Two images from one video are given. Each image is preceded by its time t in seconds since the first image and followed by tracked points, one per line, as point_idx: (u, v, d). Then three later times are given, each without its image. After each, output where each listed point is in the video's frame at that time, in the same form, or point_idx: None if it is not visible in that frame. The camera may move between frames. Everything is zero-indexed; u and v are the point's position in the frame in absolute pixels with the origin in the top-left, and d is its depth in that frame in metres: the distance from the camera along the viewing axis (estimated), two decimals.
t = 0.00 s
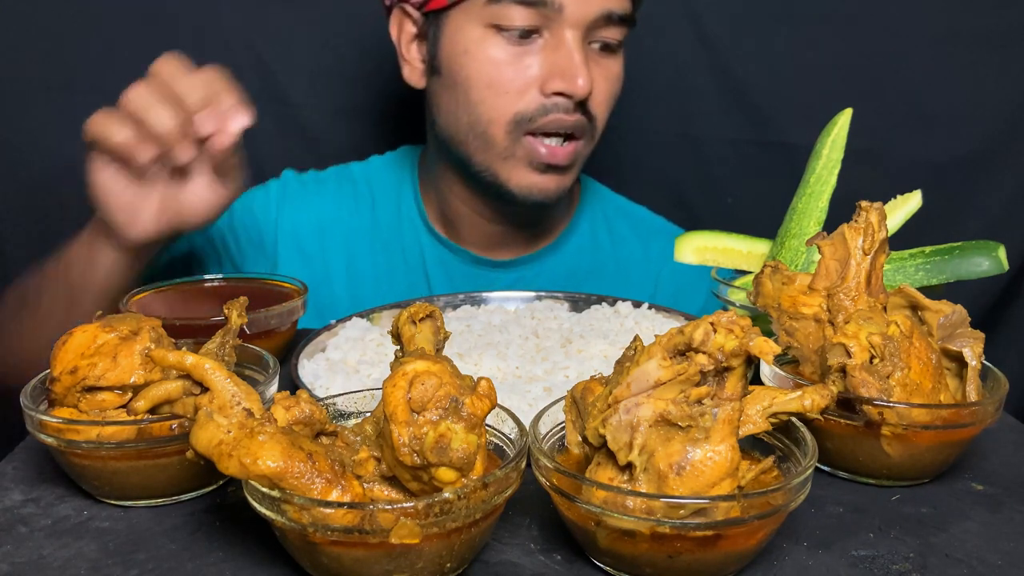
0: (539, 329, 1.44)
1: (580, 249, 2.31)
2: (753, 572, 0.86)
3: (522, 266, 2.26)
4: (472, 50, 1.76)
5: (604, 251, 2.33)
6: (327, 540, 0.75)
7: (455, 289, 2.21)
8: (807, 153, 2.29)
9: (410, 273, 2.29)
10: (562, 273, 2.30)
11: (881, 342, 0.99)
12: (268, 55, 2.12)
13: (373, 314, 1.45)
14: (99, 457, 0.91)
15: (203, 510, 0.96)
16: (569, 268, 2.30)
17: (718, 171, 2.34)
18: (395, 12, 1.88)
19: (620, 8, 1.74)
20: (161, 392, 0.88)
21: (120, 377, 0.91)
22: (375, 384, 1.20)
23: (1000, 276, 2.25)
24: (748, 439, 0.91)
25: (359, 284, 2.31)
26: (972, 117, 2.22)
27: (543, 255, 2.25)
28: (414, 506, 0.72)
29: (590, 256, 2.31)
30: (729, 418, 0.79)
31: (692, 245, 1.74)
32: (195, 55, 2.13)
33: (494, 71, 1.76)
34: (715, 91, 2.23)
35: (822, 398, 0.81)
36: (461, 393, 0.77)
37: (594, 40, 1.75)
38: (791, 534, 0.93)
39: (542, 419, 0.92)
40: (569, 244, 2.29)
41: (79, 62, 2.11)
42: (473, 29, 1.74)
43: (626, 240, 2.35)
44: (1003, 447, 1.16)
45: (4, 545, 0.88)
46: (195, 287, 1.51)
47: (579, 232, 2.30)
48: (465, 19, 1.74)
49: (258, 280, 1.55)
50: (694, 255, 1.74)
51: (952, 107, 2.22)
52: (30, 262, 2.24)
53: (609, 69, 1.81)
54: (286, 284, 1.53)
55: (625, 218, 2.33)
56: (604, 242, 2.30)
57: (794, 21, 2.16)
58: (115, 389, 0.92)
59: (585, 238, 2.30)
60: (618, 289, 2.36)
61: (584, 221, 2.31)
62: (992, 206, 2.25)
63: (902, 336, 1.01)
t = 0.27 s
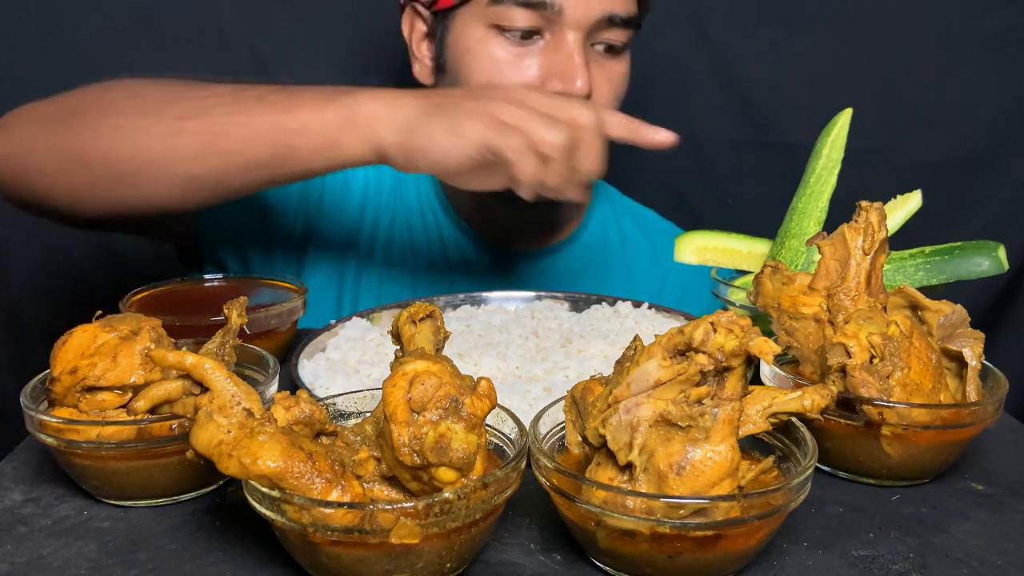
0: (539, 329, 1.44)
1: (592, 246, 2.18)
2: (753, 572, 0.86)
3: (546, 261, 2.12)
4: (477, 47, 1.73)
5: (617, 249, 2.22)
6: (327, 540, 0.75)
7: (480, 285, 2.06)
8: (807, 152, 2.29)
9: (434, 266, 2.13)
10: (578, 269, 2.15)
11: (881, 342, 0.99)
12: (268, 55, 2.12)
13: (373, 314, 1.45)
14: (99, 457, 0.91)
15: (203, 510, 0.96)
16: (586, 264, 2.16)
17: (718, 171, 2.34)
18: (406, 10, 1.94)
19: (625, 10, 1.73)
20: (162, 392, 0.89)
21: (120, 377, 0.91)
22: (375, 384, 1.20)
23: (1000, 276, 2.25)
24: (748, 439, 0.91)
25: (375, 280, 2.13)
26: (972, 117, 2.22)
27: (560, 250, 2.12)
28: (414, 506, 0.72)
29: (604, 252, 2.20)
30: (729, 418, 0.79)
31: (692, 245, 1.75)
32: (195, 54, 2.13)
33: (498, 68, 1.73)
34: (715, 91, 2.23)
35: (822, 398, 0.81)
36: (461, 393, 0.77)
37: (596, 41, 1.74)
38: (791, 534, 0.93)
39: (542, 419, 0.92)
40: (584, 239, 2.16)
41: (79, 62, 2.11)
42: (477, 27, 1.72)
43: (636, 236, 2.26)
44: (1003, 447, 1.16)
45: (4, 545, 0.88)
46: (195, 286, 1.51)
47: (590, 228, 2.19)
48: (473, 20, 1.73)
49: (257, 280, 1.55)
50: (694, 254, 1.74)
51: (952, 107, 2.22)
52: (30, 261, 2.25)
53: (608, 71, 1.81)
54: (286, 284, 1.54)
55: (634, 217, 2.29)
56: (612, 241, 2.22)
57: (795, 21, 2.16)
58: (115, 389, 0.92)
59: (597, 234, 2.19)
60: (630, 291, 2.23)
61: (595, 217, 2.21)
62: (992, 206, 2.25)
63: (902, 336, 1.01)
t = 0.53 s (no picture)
0: (539, 329, 1.44)
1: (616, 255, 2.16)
2: (753, 572, 0.86)
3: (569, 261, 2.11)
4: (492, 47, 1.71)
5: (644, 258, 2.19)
6: (327, 540, 0.75)
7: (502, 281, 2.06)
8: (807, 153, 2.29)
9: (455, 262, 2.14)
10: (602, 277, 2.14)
11: (881, 342, 0.99)
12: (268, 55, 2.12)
13: (373, 314, 1.45)
14: (99, 457, 0.91)
15: (203, 510, 0.96)
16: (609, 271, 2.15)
17: (718, 172, 2.34)
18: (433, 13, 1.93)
19: (641, 6, 1.72)
20: (162, 392, 0.89)
21: (120, 377, 0.91)
22: (376, 384, 1.20)
23: (1000, 276, 2.25)
24: (748, 439, 0.91)
25: (393, 276, 2.13)
26: (972, 117, 2.22)
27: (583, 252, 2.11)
28: (414, 506, 0.72)
29: (629, 261, 2.18)
30: (729, 418, 0.79)
31: (692, 245, 1.75)
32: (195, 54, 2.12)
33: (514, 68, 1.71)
34: (715, 91, 2.23)
35: (822, 398, 0.81)
36: (461, 393, 0.77)
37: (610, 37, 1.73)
38: (790, 534, 0.93)
39: (542, 418, 0.92)
40: (608, 248, 2.15)
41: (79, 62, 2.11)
42: (491, 27, 1.72)
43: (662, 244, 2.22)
44: (1003, 447, 1.16)
45: (4, 546, 0.88)
46: (195, 286, 1.52)
47: (615, 235, 2.17)
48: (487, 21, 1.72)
49: (257, 280, 1.55)
50: (694, 254, 1.75)
51: (952, 107, 2.22)
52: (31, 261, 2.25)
53: (624, 67, 1.80)
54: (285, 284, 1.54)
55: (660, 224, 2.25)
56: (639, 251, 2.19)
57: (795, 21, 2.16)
58: (115, 389, 0.92)
59: (622, 242, 2.17)
60: (655, 299, 2.20)
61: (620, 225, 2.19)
62: (992, 206, 2.25)
63: (901, 336, 1.01)
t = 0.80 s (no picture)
0: (539, 329, 1.44)
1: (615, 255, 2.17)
2: (753, 572, 0.86)
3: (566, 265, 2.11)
4: (477, 47, 1.76)
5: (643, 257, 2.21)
6: (327, 540, 0.75)
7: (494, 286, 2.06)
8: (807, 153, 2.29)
9: (448, 266, 2.14)
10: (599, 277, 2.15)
11: (880, 342, 0.99)
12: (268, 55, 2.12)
13: (373, 314, 1.45)
14: (99, 457, 0.91)
15: (203, 510, 0.96)
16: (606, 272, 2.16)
17: (718, 172, 2.34)
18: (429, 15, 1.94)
19: (627, 5, 1.67)
20: (162, 392, 0.89)
21: (120, 377, 0.91)
22: (376, 384, 1.20)
23: (1000, 276, 2.25)
24: (748, 439, 0.91)
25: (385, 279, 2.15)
26: (972, 117, 2.22)
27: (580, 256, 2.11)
28: (414, 506, 0.72)
29: (627, 261, 2.19)
30: (729, 418, 0.79)
31: (692, 245, 1.75)
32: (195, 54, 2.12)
33: (497, 66, 1.75)
34: (715, 91, 2.23)
35: (822, 398, 0.81)
36: (461, 393, 0.77)
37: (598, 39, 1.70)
38: (790, 534, 0.93)
39: (542, 419, 0.92)
40: (607, 248, 2.16)
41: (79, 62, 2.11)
42: (475, 26, 1.75)
43: (661, 242, 2.22)
44: (1003, 447, 1.16)
45: (4, 545, 0.88)
46: (195, 287, 1.51)
47: (615, 235, 2.18)
48: (474, 21, 1.75)
49: (257, 280, 1.55)
50: (694, 254, 1.74)
51: (952, 107, 2.22)
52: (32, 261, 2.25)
53: (611, 68, 1.76)
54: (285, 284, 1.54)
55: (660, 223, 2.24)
56: (638, 251, 2.20)
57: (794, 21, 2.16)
58: (115, 389, 0.92)
59: (622, 241, 2.18)
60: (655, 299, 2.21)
61: (620, 225, 2.19)
62: (992, 206, 2.25)
63: (901, 336, 1.01)
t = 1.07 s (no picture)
0: (539, 329, 1.44)
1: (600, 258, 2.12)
2: (753, 572, 0.86)
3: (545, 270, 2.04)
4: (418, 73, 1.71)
5: (632, 259, 2.15)
6: (327, 540, 0.75)
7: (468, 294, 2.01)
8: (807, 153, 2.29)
9: (424, 274, 2.11)
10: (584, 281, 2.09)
11: (881, 342, 0.99)
12: (268, 55, 2.12)
13: (373, 314, 1.45)
14: (99, 456, 0.91)
15: (203, 510, 0.96)
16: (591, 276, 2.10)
17: (718, 172, 2.34)
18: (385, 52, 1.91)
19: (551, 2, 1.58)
20: (162, 392, 0.89)
21: (120, 376, 0.91)
22: (375, 384, 1.20)
23: (1000, 276, 2.25)
24: (748, 439, 0.91)
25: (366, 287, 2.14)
26: (972, 117, 2.22)
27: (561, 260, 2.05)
28: (414, 506, 0.72)
29: (614, 264, 2.13)
30: (729, 418, 0.79)
31: (692, 245, 1.74)
32: (194, 54, 2.12)
33: (441, 91, 1.69)
34: (715, 91, 2.23)
35: (822, 398, 0.81)
36: (461, 393, 0.77)
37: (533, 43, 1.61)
38: (790, 534, 0.93)
39: (542, 419, 0.92)
40: (590, 252, 2.11)
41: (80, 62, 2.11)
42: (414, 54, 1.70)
43: (650, 243, 2.17)
44: (1003, 447, 1.16)
45: (4, 545, 0.88)
46: (195, 287, 1.51)
47: (599, 238, 2.13)
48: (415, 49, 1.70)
49: (257, 281, 1.55)
50: (694, 254, 1.74)
51: (952, 107, 2.22)
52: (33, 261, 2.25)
53: (555, 70, 1.66)
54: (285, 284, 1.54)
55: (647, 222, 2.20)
56: (626, 253, 2.15)
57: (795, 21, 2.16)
58: (115, 389, 0.92)
59: (607, 244, 2.13)
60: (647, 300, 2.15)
61: (604, 228, 2.14)
62: (992, 206, 2.25)
63: (901, 336, 1.01)
